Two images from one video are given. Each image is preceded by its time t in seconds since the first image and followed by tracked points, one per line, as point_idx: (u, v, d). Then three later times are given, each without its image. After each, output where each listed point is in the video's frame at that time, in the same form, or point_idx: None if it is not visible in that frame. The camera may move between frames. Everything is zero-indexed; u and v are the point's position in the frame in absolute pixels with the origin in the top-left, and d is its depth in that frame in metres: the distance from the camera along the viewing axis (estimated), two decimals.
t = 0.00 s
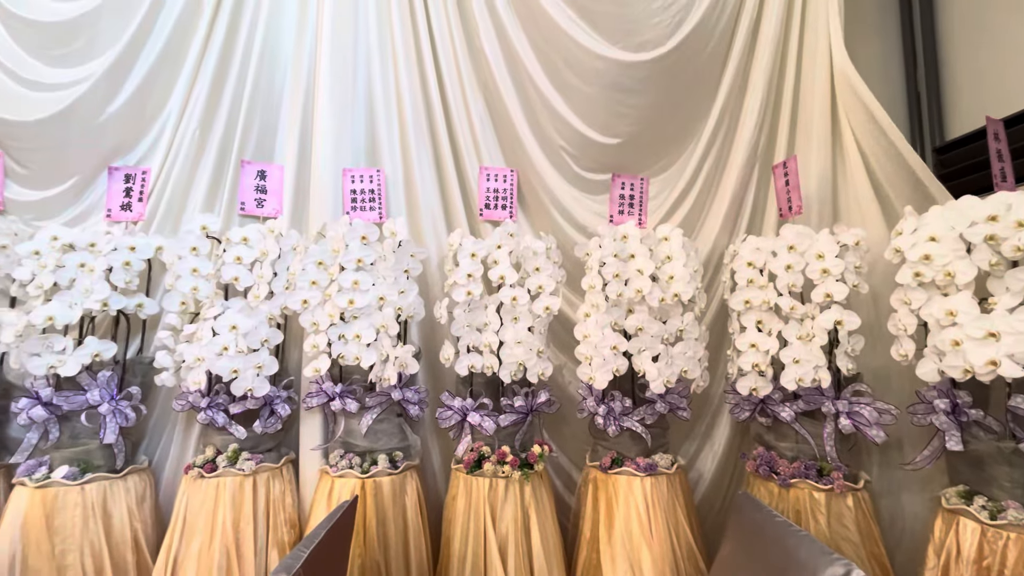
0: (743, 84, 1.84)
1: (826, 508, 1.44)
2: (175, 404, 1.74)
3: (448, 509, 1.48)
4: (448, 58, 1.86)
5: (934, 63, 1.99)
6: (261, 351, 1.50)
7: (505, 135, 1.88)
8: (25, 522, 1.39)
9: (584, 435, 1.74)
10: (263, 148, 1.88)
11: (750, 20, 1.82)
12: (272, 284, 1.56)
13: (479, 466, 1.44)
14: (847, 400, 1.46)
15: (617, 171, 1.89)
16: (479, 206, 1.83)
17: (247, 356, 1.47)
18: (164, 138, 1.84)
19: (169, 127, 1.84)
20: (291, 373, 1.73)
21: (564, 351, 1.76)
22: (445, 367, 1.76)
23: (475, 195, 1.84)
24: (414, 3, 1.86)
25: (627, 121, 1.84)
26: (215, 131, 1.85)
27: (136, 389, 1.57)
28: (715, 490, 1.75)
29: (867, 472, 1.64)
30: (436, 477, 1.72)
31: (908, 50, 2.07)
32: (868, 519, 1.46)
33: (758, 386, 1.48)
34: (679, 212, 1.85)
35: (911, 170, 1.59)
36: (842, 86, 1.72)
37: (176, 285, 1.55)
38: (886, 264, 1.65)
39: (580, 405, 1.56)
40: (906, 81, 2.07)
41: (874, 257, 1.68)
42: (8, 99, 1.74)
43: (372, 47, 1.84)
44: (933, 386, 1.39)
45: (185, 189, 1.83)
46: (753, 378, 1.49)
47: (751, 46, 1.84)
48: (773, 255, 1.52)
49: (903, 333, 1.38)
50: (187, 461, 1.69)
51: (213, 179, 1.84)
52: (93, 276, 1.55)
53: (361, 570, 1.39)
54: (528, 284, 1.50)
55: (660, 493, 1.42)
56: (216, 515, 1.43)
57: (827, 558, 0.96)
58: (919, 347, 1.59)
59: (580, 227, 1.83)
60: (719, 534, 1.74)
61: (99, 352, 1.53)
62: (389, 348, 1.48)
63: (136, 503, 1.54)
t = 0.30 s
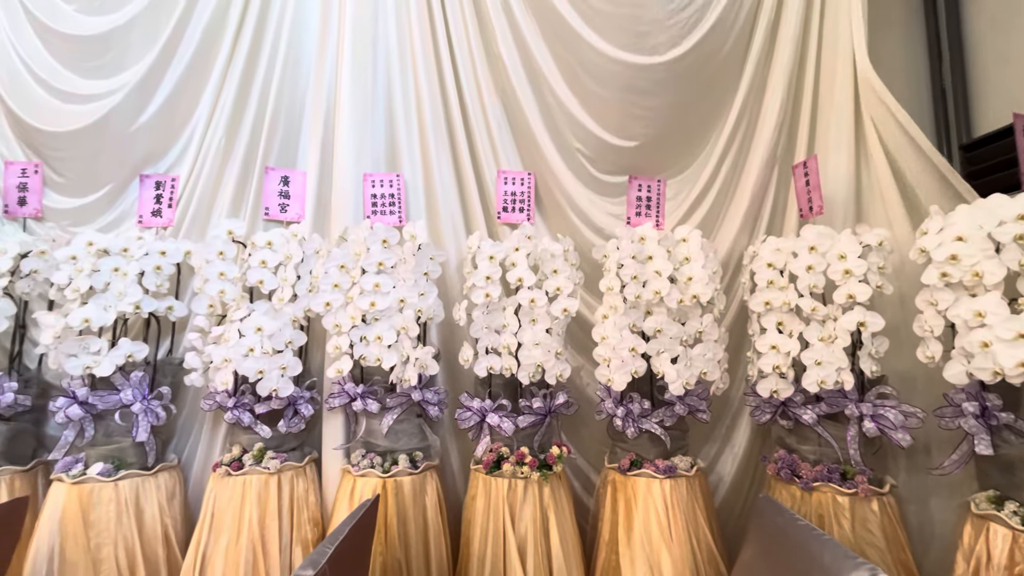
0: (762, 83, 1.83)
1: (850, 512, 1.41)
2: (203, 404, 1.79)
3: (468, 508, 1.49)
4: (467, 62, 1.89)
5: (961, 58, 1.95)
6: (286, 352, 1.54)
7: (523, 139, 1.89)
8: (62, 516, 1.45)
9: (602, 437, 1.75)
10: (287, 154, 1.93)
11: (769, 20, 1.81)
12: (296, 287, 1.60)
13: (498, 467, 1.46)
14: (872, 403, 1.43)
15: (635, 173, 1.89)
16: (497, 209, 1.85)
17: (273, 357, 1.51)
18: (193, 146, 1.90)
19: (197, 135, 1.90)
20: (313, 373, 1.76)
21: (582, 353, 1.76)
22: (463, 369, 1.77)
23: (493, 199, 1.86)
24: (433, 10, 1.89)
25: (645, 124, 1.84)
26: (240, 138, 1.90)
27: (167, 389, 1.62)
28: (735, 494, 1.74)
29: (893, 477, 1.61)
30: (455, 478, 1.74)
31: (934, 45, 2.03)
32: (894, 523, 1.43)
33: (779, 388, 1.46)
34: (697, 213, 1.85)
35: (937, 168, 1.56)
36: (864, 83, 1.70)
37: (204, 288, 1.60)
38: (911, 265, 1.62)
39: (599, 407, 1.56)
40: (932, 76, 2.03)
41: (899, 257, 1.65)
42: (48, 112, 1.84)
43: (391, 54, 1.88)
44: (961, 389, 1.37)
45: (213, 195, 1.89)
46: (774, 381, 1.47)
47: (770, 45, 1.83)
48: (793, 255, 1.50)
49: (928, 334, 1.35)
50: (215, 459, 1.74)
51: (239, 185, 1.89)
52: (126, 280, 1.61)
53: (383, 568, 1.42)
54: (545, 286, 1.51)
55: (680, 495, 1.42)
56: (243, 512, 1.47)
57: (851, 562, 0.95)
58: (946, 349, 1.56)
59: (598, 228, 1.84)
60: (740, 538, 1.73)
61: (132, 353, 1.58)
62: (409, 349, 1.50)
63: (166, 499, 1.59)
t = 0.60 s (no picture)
0: (783, 82, 1.81)
1: (878, 517, 1.39)
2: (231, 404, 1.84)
3: (489, 508, 1.50)
4: (486, 67, 1.90)
5: (992, 51, 1.89)
6: (311, 353, 1.57)
7: (542, 142, 1.90)
8: (100, 511, 1.50)
9: (622, 438, 1.74)
10: (311, 159, 1.97)
11: (790, 17, 1.79)
12: (320, 290, 1.63)
13: (519, 467, 1.46)
14: (900, 405, 1.40)
15: (654, 173, 1.88)
16: (516, 211, 1.86)
17: (298, 358, 1.55)
18: (221, 153, 1.95)
19: (224, 143, 1.95)
20: (337, 374, 1.80)
21: (602, 355, 1.76)
22: (483, 370, 1.79)
23: (512, 202, 1.87)
24: (451, 15, 1.92)
25: (664, 126, 1.84)
26: (266, 145, 1.95)
27: (198, 389, 1.67)
28: (759, 497, 1.72)
29: (923, 481, 1.57)
30: (476, 478, 1.76)
31: (964, 38, 1.98)
32: (924, 529, 1.40)
33: (803, 390, 1.44)
34: (717, 214, 1.84)
35: (967, 166, 1.53)
36: (889, 80, 1.67)
37: (232, 291, 1.65)
38: (940, 264, 1.58)
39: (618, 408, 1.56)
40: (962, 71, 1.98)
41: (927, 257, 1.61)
42: (85, 123, 1.91)
43: (411, 61, 1.91)
44: (994, 391, 1.33)
45: (240, 200, 1.94)
46: (798, 382, 1.45)
47: (792, 43, 1.81)
48: (817, 255, 1.48)
49: (959, 335, 1.32)
50: (243, 457, 1.79)
51: (265, 191, 1.94)
52: (159, 283, 1.66)
53: (406, 566, 1.44)
54: (565, 287, 1.52)
55: (702, 498, 1.40)
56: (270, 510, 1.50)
57: (880, 567, 0.94)
58: (978, 351, 1.52)
59: (617, 230, 1.84)
60: (764, 541, 1.70)
61: (165, 354, 1.64)
62: (431, 351, 1.52)
63: (197, 496, 1.64)
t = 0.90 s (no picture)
0: (804, 78, 1.79)
1: (906, 520, 1.36)
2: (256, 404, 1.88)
3: (509, 508, 1.51)
4: (503, 69, 1.92)
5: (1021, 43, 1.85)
6: (334, 354, 1.60)
7: (559, 142, 1.90)
8: (133, 507, 1.55)
9: (642, 438, 1.74)
10: (332, 164, 2.01)
11: (811, 13, 1.76)
12: (342, 291, 1.66)
13: (539, 467, 1.46)
14: (928, 406, 1.38)
15: (673, 173, 1.87)
16: (534, 212, 1.87)
17: (321, 359, 1.58)
18: (245, 158, 2.00)
19: (249, 149, 2.00)
20: (359, 374, 1.82)
21: (621, 355, 1.76)
22: (502, 370, 1.80)
23: (530, 203, 1.88)
24: (468, 19, 1.94)
25: (683, 124, 1.83)
26: (289, 150, 1.99)
27: (225, 388, 1.72)
28: (781, 498, 1.70)
29: (953, 484, 1.53)
30: (496, 477, 1.77)
31: (991, 31, 1.93)
32: (954, 532, 1.37)
33: (826, 390, 1.42)
34: (737, 213, 1.82)
35: (996, 161, 1.49)
36: (914, 76, 1.64)
37: (257, 293, 1.68)
38: (969, 261, 1.55)
39: (638, 408, 1.56)
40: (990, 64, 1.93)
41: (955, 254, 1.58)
42: (117, 131, 1.98)
43: (429, 65, 1.94)
44: None
45: (264, 205, 1.98)
46: (821, 382, 1.43)
47: (813, 39, 1.78)
48: (840, 253, 1.46)
49: (989, 334, 1.29)
50: (268, 455, 1.83)
51: (287, 195, 1.97)
52: (188, 286, 1.71)
53: (427, 564, 1.46)
54: (583, 288, 1.53)
55: (724, 499, 1.39)
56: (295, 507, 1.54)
57: (908, 570, 0.92)
58: (1009, 350, 1.49)
59: (636, 230, 1.83)
60: (787, 543, 1.68)
61: (193, 354, 1.68)
62: (451, 351, 1.54)
63: (225, 493, 1.68)
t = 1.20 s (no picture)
0: (826, 75, 1.76)
1: (935, 524, 1.33)
2: (278, 404, 1.91)
3: (528, 509, 1.51)
4: (520, 72, 1.92)
5: None
6: (354, 355, 1.62)
7: (575, 143, 1.90)
8: (161, 505, 1.59)
9: (661, 440, 1.72)
10: (350, 168, 2.03)
11: (832, 9, 1.74)
12: (362, 294, 1.69)
13: (558, 468, 1.46)
14: (957, 408, 1.35)
15: (691, 172, 1.86)
16: (551, 214, 1.87)
17: (342, 360, 1.60)
18: (267, 164, 2.04)
19: (270, 154, 2.03)
20: (378, 375, 1.84)
21: (640, 356, 1.75)
22: (520, 371, 1.80)
23: (547, 204, 1.88)
24: (485, 23, 1.95)
25: (707, 123, 1.83)
26: (309, 155, 2.02)
27: (249, 390, 1.75)
28: (804, 501, 1.67)
29: (984, 488, 1.49)
30: (514, 478, 1.77)
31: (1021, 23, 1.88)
32: (986, 538, 1.33)
33: (850, 391, 1.40)
34: (757, 212, 1.80)
35: None
36: (940, 70, 1.61)
37: (279, 296, 1.71)
38: (998, 259, 1.51)
39: (658, 409, 1.55)
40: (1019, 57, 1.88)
41: (984, 252, 1.54)
42: (145, 138, 2.03)
43: (446, 70, 1.95)
44: None
45: (285, 209, 2.02)
46: (845, 384, 1.40)
47: (835, 35, 1.76)
48: (863, 252, 1.43)
49: (1020, 334, 1.26)
50: (291, 455, 1.86)
51: (307, 199, 2.01)
52: (212, 289, 1.75)
53: (447, 564, 1.46)
54: (601, 289, 1.53)
55: (745, 501, 1.37)
56: (317, 506, 1.56)
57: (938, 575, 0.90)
58: None
59: (654, 230, 1.82)
60: (810, 547, 1.65)
61: (218, 356, 1.72)
62: (470, 352, 1.55)
63: (248, 492, 1.71)
